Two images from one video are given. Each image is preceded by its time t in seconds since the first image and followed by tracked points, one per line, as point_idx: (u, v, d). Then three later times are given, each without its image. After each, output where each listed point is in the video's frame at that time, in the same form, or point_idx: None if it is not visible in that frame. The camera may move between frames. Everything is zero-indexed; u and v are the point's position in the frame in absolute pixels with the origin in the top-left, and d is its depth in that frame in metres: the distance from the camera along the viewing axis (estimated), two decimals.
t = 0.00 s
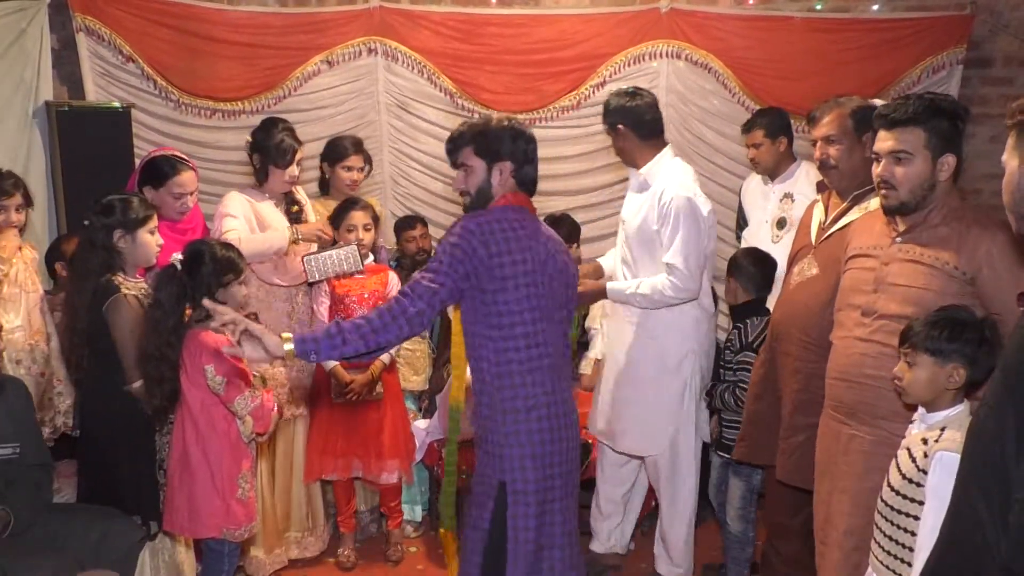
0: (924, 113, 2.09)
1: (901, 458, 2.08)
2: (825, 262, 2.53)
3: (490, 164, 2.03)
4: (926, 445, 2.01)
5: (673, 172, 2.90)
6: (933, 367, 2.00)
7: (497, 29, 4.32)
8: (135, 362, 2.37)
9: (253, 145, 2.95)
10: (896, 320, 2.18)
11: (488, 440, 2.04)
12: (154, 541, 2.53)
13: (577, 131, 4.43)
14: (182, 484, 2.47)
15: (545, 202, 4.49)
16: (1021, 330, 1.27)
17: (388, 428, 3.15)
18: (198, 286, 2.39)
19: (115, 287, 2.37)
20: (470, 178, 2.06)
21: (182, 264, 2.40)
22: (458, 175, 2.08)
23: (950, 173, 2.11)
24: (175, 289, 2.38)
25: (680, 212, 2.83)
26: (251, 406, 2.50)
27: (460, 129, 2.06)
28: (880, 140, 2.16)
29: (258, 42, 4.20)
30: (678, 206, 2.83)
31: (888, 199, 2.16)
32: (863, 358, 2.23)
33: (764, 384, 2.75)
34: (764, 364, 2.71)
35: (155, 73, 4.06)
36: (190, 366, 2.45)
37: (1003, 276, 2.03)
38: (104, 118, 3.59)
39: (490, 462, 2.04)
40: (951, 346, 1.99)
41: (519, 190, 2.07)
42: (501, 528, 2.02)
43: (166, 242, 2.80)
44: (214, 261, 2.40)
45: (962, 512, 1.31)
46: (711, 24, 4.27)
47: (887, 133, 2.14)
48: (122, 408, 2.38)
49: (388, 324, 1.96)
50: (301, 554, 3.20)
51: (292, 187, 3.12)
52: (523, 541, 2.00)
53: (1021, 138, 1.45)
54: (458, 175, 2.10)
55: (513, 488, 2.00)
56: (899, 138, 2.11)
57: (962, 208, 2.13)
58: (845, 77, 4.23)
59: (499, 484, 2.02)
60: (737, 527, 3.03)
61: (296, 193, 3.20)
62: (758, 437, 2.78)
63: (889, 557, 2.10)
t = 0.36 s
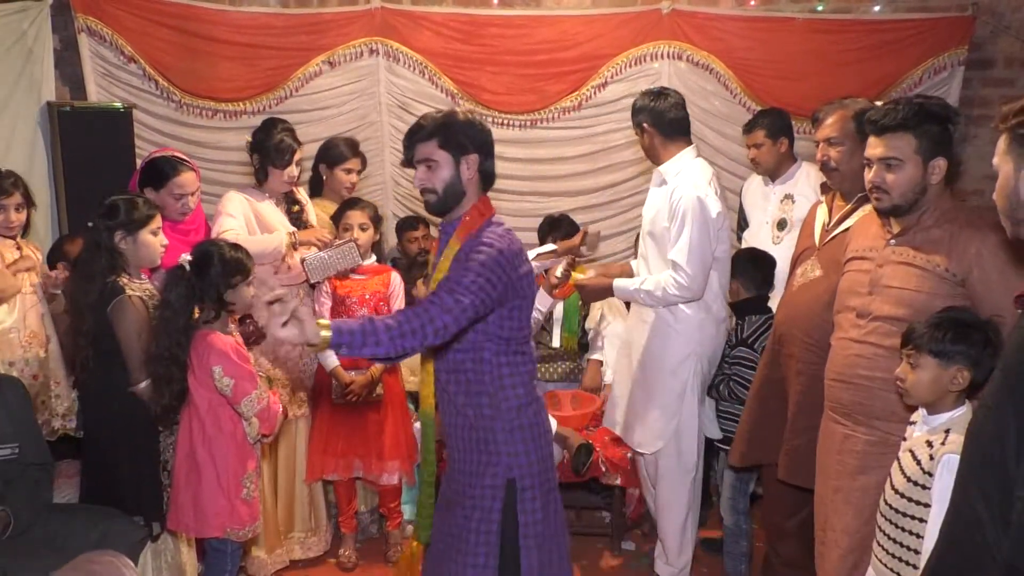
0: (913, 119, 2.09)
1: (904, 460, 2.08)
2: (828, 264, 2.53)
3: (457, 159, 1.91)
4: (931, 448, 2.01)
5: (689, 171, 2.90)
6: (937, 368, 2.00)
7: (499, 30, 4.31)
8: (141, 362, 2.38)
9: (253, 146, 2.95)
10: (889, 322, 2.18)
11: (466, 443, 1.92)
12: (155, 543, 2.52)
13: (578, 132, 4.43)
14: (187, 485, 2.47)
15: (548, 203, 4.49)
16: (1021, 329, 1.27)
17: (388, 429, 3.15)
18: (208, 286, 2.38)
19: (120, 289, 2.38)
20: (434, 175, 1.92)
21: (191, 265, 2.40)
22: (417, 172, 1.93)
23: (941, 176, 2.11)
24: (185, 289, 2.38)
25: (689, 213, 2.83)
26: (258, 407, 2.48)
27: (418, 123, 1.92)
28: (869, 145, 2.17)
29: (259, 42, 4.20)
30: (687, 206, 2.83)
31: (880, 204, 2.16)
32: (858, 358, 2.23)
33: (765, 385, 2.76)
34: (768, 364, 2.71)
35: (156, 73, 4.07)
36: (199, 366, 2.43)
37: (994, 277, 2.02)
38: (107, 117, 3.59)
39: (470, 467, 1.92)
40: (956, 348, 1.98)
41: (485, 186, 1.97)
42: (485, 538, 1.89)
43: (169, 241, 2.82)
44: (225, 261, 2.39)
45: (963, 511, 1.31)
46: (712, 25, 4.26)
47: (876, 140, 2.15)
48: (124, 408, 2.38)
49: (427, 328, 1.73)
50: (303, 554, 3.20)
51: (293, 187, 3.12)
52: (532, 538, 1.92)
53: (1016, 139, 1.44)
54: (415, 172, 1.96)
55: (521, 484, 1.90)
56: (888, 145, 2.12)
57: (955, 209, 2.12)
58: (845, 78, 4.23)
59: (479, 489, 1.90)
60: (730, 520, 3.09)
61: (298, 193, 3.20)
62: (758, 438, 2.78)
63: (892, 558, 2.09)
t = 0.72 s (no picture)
0: (901, 127, 2.09)
1: (905, 460, 2.08)
2: (828, 265, 2.52)
3: (432, 163, 1.81)
4: (931, 448, 2.01)
5: (686, 168, 2.93)
6: (939, 369, 1.99)
7: (499, 30, 4.31)
8: (144, 361, 2.36)
9: (253, 146, 2.95)
10: (887, 322, 2.17)
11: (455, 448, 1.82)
12: (155, 543, 2.52)
13: (578, 132, 4.42)
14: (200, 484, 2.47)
15: (548, 203, 4.49)
16: (1021, 330, 1.27)
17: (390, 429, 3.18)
18: (227, 286, 2.43)
19: (122, 288, 2.36)
20: (410, 179, 1.82)
21: (210, 265, 2.45)
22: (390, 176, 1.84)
23: (935, 179, 2.11)
24: (204, 289, 2.43)
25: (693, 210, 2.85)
26: (277, 406, 2.52)
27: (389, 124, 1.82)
28: (861, 156, 2.17)
29: (259, 42, 4.21)
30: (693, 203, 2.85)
31: (877, 210, 2.16)
32: (857, 358, 2.23)
33: (764, 386, 2.75)
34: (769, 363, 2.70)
35: (156, 73, 4.11)
36: (217, 365, 2.47)
37: (991, 279, 2.02)
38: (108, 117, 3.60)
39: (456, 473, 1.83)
40: (958, 348, 1.98)
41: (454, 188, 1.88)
42: (485, 544, 1.81)
43: (170, 240, 2.80)
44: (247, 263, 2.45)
45: (963, 512, 1.31)
46: (712, 25, 4.26)
47: (867, 150, 2.14)
48: (126, 406, 2.38)
49: (457, 321, 1.66)
50: (304, 554, 3.20)
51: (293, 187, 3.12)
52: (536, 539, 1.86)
53: (1013, 140, 1.44)
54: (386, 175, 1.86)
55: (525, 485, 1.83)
56: (880, 154, 2.11)
57: (953, 211, 2.12)
58: (845, 78, 4.23)
59: (477, 496, 1.81)
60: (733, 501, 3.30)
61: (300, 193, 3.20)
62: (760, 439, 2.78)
63: (893, 558, 2.09)
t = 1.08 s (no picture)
0: (904, 128, 2.08)
1: (904, 461, 2.08)
2: (829, 265, 2.52)
3: (421, 165, 1.79)
4: (930, 448, 2.01)
5: (689, 169, 3.02)
6: (940, 369, 1.99)
7: (500, 30, 4.31)
8: (142, 359, 2.35)
9: (253, 146, 2.95)
10: (890, 323, 2.17)
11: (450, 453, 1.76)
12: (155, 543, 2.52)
13: (579, 132, 4.42)
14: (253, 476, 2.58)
15: (550, 204, 4.50)
16: (1022, 330, 1.27)
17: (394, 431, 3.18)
18: (291, 285, 2.56)
19: (118, 289, 2.36)
20: (401, 183, 1.78)
21: (272, 266, 2.57)
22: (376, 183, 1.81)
23: (937, 179, 2.12)
24: (268, 289, 2.56)
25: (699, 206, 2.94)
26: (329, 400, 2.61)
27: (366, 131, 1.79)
28: (863, 157, 2.17)
29: (261, 43, 4.21)
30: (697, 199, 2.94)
31: (881, 211, 2.16)
32: (859, 358, 2.23)
33: (765, 386, 2.76)
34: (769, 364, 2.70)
35: (158, 74, 4.13)
36: (280, 358, 2.57)
37: (993, 280, 2.01)
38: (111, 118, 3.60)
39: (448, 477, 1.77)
40: (959, 348, 1.98)
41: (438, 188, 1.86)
42: (481, 553, 1.75)
43: (174, 240, 2.81)
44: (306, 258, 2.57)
45: (963, 512, 1.30)
46: (713, 25, 4.26)
47: (869, 151, 2.14)
48: (127, 404, 2.37)
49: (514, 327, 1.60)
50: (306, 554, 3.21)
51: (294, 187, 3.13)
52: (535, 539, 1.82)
53: (1015, 143, 1.44)
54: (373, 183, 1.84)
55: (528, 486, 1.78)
56: (882, 155, 2.11)
57: (954, 211, 2.12)
58: (845, 78, 4.23)
59: (475, 502, 1.75)
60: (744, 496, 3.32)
61: (300, 193, 3.20)
62: (762, 439, 2.78)
63: (892, 558, 2.09)
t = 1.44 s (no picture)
0: (911, 128, 2.08)
1: (903, 461, 2.08)
2: (831, 264, 2.52)
3: (408, 157, 1.76)
4: (930, 449, 2.01)
5: (681, 176, 3.07)
6: (941, 369, 1.99)
7: (502, 30, 4.31)
8: (136, 361, 2.34)
9: (253, 145, 2.95)
10: (896, 323, 2.17)
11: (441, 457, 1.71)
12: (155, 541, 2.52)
13: (581, 132, 4.42)
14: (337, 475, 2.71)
15: (551, 204, 4.50)
16: None
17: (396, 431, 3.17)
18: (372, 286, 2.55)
19: (113, 291, 2.36)
20: (388, 175, 1.74)
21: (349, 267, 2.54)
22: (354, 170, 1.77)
23: (945, 179, 2.11)
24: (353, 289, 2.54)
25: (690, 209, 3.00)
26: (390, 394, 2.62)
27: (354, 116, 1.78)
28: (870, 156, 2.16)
29: (263, 43, 4.21)
30: (682, 204, 3.00)
31: (888, 210, 2.16)
32: (864, 358, 2.23)
33: (768, 386, 2.76)
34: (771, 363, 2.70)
35: (160, 74, 4.14)
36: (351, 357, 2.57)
37: (999, 280, 2.01)
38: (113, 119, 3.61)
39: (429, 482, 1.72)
40: (960, 348, 1.98)
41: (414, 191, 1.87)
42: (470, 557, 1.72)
43: (183, 232, 2.81)
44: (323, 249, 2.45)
45: (966, 514, 1.30)
46: (715, 25, 4.25)
47: (876, 151, 2.14)
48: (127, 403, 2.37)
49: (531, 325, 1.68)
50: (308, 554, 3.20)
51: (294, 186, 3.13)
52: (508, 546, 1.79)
53: (1016, 145, 1.44)
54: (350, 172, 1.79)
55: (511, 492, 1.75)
56: (889, 155, 2.11)
57: (959, 211, 2.12)
58: (847, 78, 4.22)
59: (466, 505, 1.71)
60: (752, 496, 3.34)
61: (301, 193, 3.20)
62: (765, 439, 2.78)
63: (891, 558, 2.09)
